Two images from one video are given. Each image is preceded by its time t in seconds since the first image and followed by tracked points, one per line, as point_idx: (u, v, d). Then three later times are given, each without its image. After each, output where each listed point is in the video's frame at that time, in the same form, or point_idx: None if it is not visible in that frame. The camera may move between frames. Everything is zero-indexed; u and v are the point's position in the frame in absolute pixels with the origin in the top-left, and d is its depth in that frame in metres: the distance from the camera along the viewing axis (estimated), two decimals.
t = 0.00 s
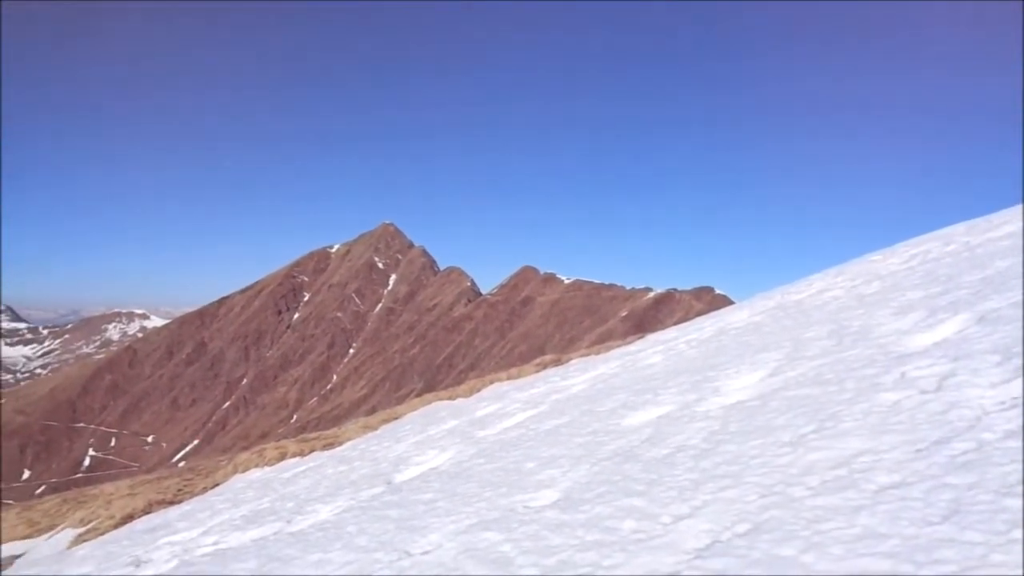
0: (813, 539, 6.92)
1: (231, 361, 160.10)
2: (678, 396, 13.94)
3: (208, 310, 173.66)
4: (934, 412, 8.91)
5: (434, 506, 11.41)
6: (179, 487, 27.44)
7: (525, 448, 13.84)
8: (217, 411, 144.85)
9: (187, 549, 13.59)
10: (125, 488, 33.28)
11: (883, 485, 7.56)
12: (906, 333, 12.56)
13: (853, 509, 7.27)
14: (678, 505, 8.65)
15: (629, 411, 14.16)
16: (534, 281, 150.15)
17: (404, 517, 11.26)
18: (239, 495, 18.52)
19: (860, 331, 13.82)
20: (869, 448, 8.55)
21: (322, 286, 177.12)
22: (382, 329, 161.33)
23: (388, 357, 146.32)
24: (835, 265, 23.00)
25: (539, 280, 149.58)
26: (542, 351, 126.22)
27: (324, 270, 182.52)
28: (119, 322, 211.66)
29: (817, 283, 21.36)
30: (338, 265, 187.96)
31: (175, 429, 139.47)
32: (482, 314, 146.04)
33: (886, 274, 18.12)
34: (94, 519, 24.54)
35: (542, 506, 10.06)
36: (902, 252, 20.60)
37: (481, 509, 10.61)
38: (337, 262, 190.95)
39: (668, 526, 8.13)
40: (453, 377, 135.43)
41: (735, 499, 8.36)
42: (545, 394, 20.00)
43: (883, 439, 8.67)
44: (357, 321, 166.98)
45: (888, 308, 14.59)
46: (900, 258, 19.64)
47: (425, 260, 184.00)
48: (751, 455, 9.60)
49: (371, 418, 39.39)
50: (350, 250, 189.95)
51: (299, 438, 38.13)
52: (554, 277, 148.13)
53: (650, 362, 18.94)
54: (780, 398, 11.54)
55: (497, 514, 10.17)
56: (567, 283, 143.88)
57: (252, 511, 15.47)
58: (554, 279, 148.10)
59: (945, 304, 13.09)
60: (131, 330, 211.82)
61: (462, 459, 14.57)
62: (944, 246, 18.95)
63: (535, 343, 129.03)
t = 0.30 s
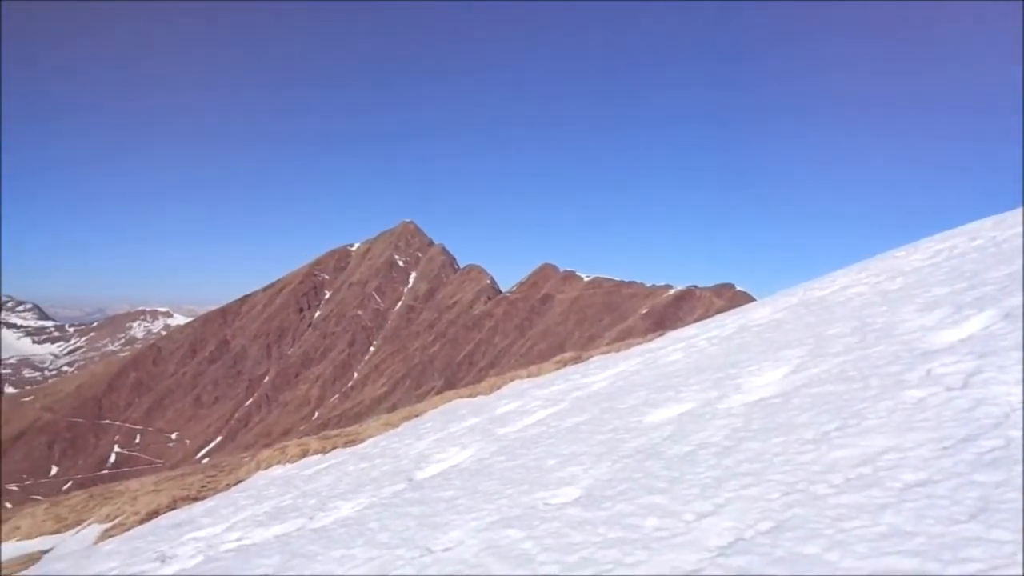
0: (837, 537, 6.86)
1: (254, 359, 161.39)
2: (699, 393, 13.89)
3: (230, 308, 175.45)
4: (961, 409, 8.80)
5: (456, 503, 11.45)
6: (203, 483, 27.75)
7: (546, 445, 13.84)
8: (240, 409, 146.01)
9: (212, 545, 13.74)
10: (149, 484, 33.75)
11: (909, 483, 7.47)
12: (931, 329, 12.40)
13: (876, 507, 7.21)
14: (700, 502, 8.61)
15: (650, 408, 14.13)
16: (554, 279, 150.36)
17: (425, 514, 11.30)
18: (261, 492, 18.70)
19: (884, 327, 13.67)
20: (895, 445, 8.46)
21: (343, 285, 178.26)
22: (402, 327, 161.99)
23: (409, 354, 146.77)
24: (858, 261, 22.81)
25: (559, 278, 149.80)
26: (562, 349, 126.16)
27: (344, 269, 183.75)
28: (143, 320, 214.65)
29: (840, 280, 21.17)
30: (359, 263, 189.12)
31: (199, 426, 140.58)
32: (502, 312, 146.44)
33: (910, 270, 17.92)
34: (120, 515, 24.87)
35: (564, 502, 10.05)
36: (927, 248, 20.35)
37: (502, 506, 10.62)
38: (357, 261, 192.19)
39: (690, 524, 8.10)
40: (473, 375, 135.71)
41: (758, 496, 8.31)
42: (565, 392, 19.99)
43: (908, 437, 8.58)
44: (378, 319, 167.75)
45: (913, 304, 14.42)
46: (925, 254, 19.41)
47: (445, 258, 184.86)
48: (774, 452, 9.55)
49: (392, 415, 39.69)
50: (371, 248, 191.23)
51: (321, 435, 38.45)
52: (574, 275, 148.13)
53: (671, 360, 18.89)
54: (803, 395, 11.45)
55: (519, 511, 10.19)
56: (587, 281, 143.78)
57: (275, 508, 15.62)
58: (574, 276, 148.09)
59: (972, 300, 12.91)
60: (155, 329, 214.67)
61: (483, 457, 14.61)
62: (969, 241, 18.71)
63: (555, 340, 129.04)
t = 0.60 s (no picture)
0: (862, 537, 6.79)
1: (275, 358, 162.60)
2: (721, 391, 13.82)
3: (252, 307, 177.21)
4: (987, 408, 8.67)
5: (476, 501, 11.47)
6: (225, 481, 28.02)
7: (566, 444, 13.81)
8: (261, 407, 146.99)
9: (235, 542, 13.87)
10: (173, 481, 34.19)
11: (934, 482, 7.38)
12: (957, 327, 12.22)
13: (903, 507, 7.11)
14: (722, 501, 8.55)
15: (670, 407, 14.06)
16: (573, 277, 150.43)
17: (446, 512, 11.32)
18: (284, 489, 18.84)
19: (909, 325, 13.49)
20: (921, 444, 8.36)
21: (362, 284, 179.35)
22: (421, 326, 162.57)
23: (428, 353, 147.15)
24: (882, 259, 22.56)
25: (578, 276, 149.85)
26: (581, 347, 126.02)
27: (364, 268, 184.86)
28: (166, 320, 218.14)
29: (863, 277, 20.92)
30: (378, 262, 190.04)
31: (221, 424, 141.70)
32: (521, 310, 146.84)
33: (935, 266, 17.70)
34: (145, 512, 25.18)
35: (585, 502, 10.04)
36: (952, 244, 20.12)
37: (522, 505, 10.63)
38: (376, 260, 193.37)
39: (713, 523, 8.05)
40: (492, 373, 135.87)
41: (781, 495, 8.25)
42: (585, 390, 19.97)
43: (934, 436, 8.48)
44: (397, 318, 168.44)
45: (938, 301, 14.25)
46: (950, 250, 19.17)
47: (464, 257, 185.70)
48: (797, 451, 9.47)
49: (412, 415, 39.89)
50: (390, 247, 192.72)
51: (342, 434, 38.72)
52: (593, 273, 148.10)
53: (691, 358, 18.80)
54: (826, 394, 11.34)
55: (540, 510, 10.19)
56: (605, 279, 143.43)
57: (297, 505, 15.74)
58: (593, 275, 148.06)
59: (999, 296, 12.71)
60: (178, 328, 217.22)
61: (504, 455, 14.61)
62: (994, 238, 18.42)
63: (574, 339, 128.99)
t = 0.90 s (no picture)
0: (885, 537, 6.73)
1: (294, 357, 163.49)
2: (740, 390, 13.73)
3: (272, 307, 178.51)
4: (1011, 408, 8.55)
5: (496, 500, 11.48)
6: (245, 480, 28.11)
7: (585, 443, 13.76)
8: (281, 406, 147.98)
9: (256, 539, 13.98)
10: (195, 479, 34.54)
11: (959, 482, 7.30)
12: (981, 325, 12.07)
13: (926, 507, 7.06)
14: (744, 501, 8.50)
15: (690, 406, 13.99)
16: (591, 276, 150.26)
17: (465, 511, 11.32)
18: (304, 488, 18.96)
19: (932, 323, 13.35)
20: (945, 444, 8.27)
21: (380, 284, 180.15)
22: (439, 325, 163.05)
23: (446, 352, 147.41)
24: (904, 256, 22.32)
25: (595, 275, 149.64)
26: (599, 346, 125.79)
27: (382, 267, 185.82)
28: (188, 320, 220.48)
29: (884, 275, 20.72)
30: (396, 262, 190.71)
31: (241, 423, 142.54)
32: (539, 309, 147.03)
33: (959, 264, 17.47)
34: (166, 510, 25.39)
35: (604, 501, 10.02)
36: (975, 241, 19.88)
37: (542, 504, 10.63)
38: (394, 260, 194.19)
39: (733, 523, 8.01)
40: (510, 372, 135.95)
41: (803, 495, 8.18)
42: (604, 389, 19.93)
43: (958, 434, 8.38)
44: (415, 317, 168.92)
45: (961, 299, 14.09)
46: (973, 247, 18.94)
47: (481, 256, 186.10)
48: (818, 451, 9.40)
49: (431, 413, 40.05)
50: (408, 247, 193.57)
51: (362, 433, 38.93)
52: (610, 271, 147.83)
53: (710, 357, 18.69)
54: (848, 393, 11.25)
55: (559, 509, 10.18)
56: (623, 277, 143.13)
57: (317, 504, 15.79)
58: (611, 273, 147.79)
59: None
60: (199, 328, 219.18)
61: (523, 454, 14.60)
62: (1018, 234, 18.18)
63: (592, 338, 128.85)
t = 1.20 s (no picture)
0: (909, 536, 6.67)
1: (313, 357, 164.40)
2: (760, 388, 13.64)
3: (290, 307, 179.78)
4: None
5: (515, 499, 11.47)
6: (265, 479, 28.25)
7: (603, 442, 13.74)
8: (300, 405, 148.79)
9: (276, 538, 14.06)
10: (216, 478, 34.84)
11: (986, 480, 7.20)
12: (1004, 322, 11.90)
13: (952, 506, 6.96)
14: (764, 500, 8.44)
15: (709, 404, 13.93)
16: (608, 274, 150.00)
17: (485, 509, 11.34)
18: (323, 487, 19.06)
19: (954, 320, 13.19)
20: (969, 441, 8.19)
21: (398, 284, 180.83)
22: (457, 324, 163.37)
23: (464, 351, 147.62)
24: (924, 253, 22.07)
25: (612, 273, 149.34)
26: (617, 345, 125.34)
27: (399, 267, 186.49)
28: (208, 321, 222.76)
29: (906, 271, 20.49)
30: (413, 262, 191.25)
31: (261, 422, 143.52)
32: (556, 308, 147.22)
33: (981, 260, 17.25)
34: (188, 509, 25.59)
35: (624, 499, 10.00)
36: (998, 237, 19.62)
37: (560, 502, 10.62)
38: (411, 259, 194.94)
39: (754, 521, 7.97)
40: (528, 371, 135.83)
41: (824, 493, 8.13)
42: (622, 387, 19.90)
43: (983, 433, 8.27)
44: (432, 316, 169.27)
45: (984, 295, 13.90)
46: (994, 244, 18.73)
47: (498, 255, 186.63)
48: (840, 449, 9.31)
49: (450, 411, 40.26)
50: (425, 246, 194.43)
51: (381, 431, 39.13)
52: (627, 270, 147.48)
53: (729, 355, 18.61)
54: (870, 391, 11.12)
55: (578, 507, 10.17)
56: (640, 276, 142.68)
57: (337, 503, 15.85)
58: (628, 272, 147.45)
59: None
60: (219, 328, 221.20)
61: (541, 452, 14.62)
62: None
63: (610, 337, 128.61)
